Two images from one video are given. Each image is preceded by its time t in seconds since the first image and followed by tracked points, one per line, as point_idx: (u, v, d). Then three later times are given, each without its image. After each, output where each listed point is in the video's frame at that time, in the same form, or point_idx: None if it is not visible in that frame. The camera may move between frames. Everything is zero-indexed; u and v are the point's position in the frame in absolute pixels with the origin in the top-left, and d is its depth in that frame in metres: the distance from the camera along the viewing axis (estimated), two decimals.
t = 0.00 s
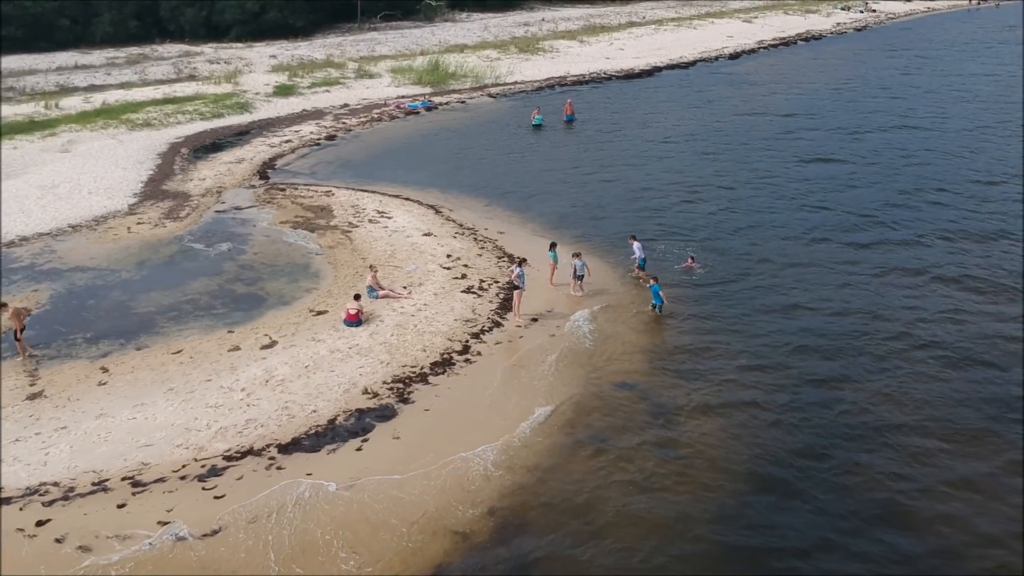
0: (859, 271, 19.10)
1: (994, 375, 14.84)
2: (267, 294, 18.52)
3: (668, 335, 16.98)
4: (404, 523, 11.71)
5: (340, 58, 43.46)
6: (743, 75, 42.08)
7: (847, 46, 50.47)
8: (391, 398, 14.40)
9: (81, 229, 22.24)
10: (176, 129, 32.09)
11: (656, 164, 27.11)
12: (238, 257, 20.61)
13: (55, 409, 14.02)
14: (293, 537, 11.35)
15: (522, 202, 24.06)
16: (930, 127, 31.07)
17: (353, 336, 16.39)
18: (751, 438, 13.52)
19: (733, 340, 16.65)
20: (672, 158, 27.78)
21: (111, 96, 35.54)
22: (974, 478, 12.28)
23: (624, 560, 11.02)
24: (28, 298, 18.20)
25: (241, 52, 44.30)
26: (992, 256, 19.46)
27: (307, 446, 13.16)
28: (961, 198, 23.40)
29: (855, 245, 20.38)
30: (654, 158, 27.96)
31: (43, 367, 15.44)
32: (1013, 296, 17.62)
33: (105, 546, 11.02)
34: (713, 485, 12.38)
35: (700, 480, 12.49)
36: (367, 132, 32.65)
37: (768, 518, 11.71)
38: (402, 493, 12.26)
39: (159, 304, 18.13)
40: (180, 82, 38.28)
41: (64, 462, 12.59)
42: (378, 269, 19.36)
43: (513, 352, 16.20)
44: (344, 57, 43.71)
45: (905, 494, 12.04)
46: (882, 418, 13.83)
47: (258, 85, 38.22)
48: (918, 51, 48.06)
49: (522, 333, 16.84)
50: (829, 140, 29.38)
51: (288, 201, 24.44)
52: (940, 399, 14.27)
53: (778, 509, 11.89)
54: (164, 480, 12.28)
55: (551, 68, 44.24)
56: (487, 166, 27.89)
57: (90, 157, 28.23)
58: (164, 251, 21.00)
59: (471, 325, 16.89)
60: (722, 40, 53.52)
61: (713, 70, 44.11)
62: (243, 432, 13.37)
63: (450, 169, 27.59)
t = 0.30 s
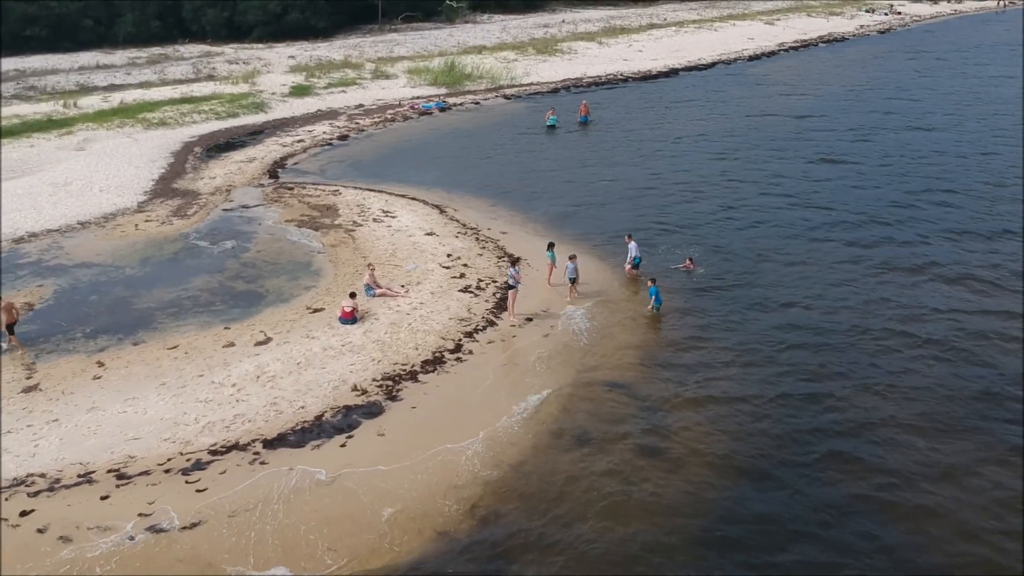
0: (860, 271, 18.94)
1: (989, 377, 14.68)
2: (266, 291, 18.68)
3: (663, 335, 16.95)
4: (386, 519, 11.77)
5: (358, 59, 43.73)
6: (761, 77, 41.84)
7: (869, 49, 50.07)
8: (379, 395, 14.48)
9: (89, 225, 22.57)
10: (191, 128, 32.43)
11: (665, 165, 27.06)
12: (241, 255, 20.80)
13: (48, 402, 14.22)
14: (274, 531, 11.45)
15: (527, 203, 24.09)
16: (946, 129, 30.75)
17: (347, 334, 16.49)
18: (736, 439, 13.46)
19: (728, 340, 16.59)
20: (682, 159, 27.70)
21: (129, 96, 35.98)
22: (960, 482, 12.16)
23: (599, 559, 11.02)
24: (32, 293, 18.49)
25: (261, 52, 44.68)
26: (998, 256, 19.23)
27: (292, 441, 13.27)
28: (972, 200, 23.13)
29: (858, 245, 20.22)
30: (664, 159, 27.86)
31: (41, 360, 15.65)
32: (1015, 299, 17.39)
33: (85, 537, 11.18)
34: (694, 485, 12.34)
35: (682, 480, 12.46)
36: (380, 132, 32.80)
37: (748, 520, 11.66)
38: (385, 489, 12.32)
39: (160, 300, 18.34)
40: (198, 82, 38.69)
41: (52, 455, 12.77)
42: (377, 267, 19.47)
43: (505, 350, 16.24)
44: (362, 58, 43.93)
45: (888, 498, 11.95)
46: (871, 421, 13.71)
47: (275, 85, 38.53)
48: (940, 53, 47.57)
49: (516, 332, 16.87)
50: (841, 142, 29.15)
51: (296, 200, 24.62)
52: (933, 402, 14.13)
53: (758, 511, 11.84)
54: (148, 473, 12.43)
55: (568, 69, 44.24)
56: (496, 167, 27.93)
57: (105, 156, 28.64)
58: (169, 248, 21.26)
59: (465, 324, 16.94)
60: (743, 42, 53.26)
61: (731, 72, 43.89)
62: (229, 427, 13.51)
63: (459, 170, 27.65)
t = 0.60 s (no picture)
0: (866, 274, 18.72)
1: (989, 382, 14.44)
2: (271, 288, 18.85)
3: (662, 337, 16.89)
4: (370, 516, 11.85)
5: (381, 60, 43.99)
6: (784, 79, 41.55)
7: (896, 52, 49.58)
8: (372, 392, 14.57)
9: (104, 222, 22.91)
10: (212, 128, 32.82)
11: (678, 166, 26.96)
12: (249, 253, 21.01)
13: (46, 395, 14.46)
14: (259, 525, 11.57)
15: (537, 203, 24.09)
16: (968, 132, 30.36)
17: (345, 332, 16.59)
18: (726, 442, 13.37)
19: (726, 343, 16.49)
20: (696, 161, 27.57)
21: (153, 95, 36.47)
22: (949, 491, 12.00)
23: (576, 561, 11.01)
24: (42, 288, 18.83)
25: (286, 53, 45.11)
26: (1008, 259, 18.92)
27: (282, 437, 13.40)
28: (987, 203, 22.83)
29: (867, 248, 20.01)
30: (678, 160, 27.76)
31: (44, 354, 15.91)
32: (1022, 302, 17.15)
33: (72, 528, 11.35)
34: (679, 488, 12.28)
35: (667, 482, 12.41)
36: (398, 132, 32.98)
37: (730, 525, 11.59)
38: (371, 486, 12.41)
39: (166, 296, 18.59)
40: (222, 82, 39.12)
41: (45, 446, 12.98)
42: (381, 266, 19.58)
43: (502, 350, 16.26)
44: (385, 59, 44.19)
45: (874, 507, 11.82)
46: (864, 426, 13.56)
47: (297, 86, 38.87)
48: (969, 56, 47.01)
49: (513, 332, 16.91)
50: (859, 145, 28.86)
51: (308, 199, 24.82)
52: (929, 408, 13.94)
53: (741, 515, 11.76)
54: (138, 466, 12.59)
55: (591, 71, 44.19)
56: (510, 167, 27.97)
57: (125, 154, 29.08)
58: (179, 244, 21.54)
59: (463, 324, 17.00)
60: (769, 44, 52.91)
61: (754, 74, 43.64)
62: (221, 422, 13.65)
63: (473, 170, 27.72)
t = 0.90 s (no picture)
0: (872, 280, 18.54)
1: (987, 389, 14.25)
2: (276, 286, 19.04)
3: (661, 338, 16.83)
4: (352, 512, 11.94)
5: (406, 61, 44.23)
6: (810, 82, 41.20)
7: (928, 55, 49.01)
8: (365, 389, 14.68)
9: (119, 219, 23.26)
10: (233, 127, 33.19)
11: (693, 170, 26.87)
12: (259, 250, 21.24)
13: (46, 387, 14.71)
14: (242, 519, 11.71)
15: (548, 205, 24.11)
16: (992, 135, 29.94)
17: (344, 329, 16.71)
18: (715, 443, 13.32)
19: (724, 345, 16.42)
20: (711, 164, 27.45)
21: (178, 95, 36.95)
22: (936, 498, 11.85)
23: (554, 562, 11.02)
24: (53, 283, 19.17)
25: (313, 54, 45.47)
26: (1020, 265, 18.65)
27: (272, 431, 13.53)
28: (1004, 207, 22.51)
29: (875, 253, 19.81)
30: (694, 164, 27.65)
31: (49, 347, 16.20)
32: None
33: (59, 517, 11.56)
34: (663, 490, 12.24)
35: (652, 484, 12.37)
36: (417, 133, 33.15)
37: (712, 528, 11.54)
38: (356, 483, 12.50)
39: (173, 292, 18.85)
40: (247, 82, 39.54)
41: (40, 437, 13.21)
42: (386, 266, 19.70)
43: (499, 349, 16.30)
44: (409, 60, 44.42)
45: (859, 511, 11.70)
46: (856, 429, 13.43)
47: (321, 86, 39.18)
48: (1001, 61, 46.36)
49: (512, 331, 16.95)
50: (879, 148, 28.57)
51: (321, 198, 25.02)
52: (924, 413, 13.78)
53: (723, 519, 11.70)
54: (128, 457, 12.79)
55: (615, 72, 44.12)
56: (525, 168, 28.02)
57: (145, 153, 29.49)
58: (191, 241, 21.82)
59: (462, 323, 17.08)
60: (798, 47, 52.52)
61: (780, 77, 43.33)
62: (214, 416, 13.82)
63: (487, 171, 27.80)
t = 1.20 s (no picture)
0: (884, 286, 18.34)
1: (991, 398, 14.05)
2: (287, 282, 19.27)
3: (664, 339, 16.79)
4: (339, 504, 12.08)
5: (436, 62, 44.44)
6: (842, 85, 40.77)
7: (966, 58, 48.25)
8: (363, 385, 14.82)
9: (141, 215, 23.66)
10: (261, 126, 33.59)
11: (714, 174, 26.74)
12: (274, 246, 21.50)
13: (53, 377, 15.01)
14: (232, 509, 11.88)
15: (564, 206, 24.13)
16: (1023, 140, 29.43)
17: (349, 326, 16.87)
18: (708, 445, 13.29)
19: (728, 347, 16.30)
20: (733, 168, 27.30)
21: (209, 94, 37.46)
22: (928, 504, 11.71)
23: (534, 560, 11.05)
24: (71, 276, 19.57)
25: (345, 54, 45.85)
26: None
27: (268, 424, 13.71)
28: None
29: (889, 261, 19.60)
30: (715, 168, 27.52)
31: (60, 338, 16.54)
32: None
33: (53, 503, 11.82)
34: (652, 492, 12.21)
35: (641, 486, 12.37)
36: (442, 133, 33.32)
37: (698, 530, 11.50)
38: (346, 477, 12.64)
39: (187, 287, 19.15)
40: (278, 82, 39.96)
41: (43, 426, 13.51)
42: (397, 264, 19.85)
43: (501, 347, 16.38)
44: (440, 61, 44.62)
45: (849, 516, 11.60)
46: (852, 435, 13.33)
47: (350, 86, 39.49)
48: None
49: (516, 330, 17.01)
50: (905, 153, 28.22)
51: (340, 196, 25.24)
52: (925, 419, 13.62)
53: (711, 521, 11.66)
54: (126, 447, 13.03)
55: (645, 74, 43.99)
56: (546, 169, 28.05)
57: (173, 151, 29.94)
58: (209, 237, 22.14)
59: (467, 321, 17.17)
60: (833, 50, 52.00)
61: (813, 80, 42.91)
62: (212, 409, 14.04)
63: (508, 171, 27.89)
